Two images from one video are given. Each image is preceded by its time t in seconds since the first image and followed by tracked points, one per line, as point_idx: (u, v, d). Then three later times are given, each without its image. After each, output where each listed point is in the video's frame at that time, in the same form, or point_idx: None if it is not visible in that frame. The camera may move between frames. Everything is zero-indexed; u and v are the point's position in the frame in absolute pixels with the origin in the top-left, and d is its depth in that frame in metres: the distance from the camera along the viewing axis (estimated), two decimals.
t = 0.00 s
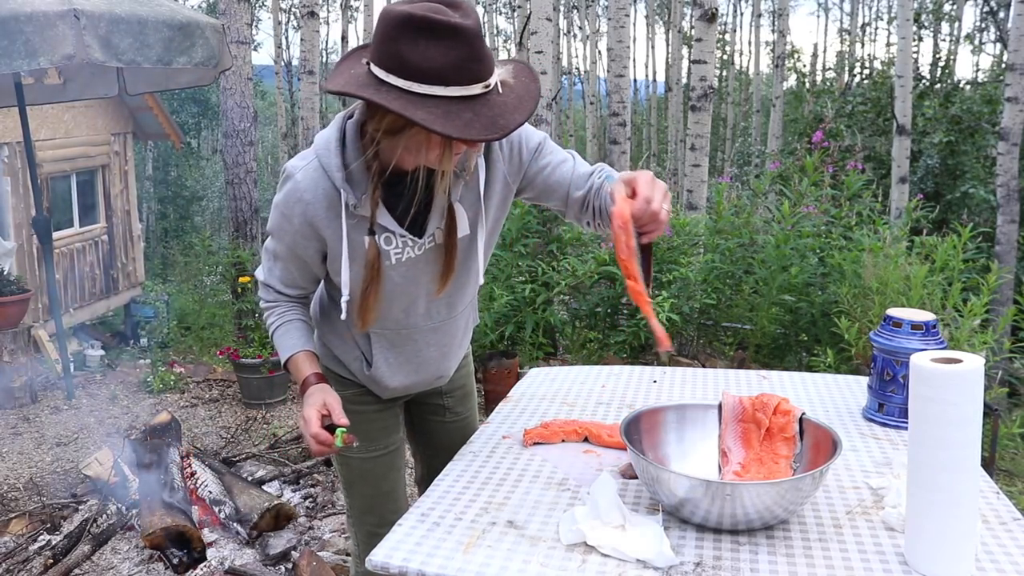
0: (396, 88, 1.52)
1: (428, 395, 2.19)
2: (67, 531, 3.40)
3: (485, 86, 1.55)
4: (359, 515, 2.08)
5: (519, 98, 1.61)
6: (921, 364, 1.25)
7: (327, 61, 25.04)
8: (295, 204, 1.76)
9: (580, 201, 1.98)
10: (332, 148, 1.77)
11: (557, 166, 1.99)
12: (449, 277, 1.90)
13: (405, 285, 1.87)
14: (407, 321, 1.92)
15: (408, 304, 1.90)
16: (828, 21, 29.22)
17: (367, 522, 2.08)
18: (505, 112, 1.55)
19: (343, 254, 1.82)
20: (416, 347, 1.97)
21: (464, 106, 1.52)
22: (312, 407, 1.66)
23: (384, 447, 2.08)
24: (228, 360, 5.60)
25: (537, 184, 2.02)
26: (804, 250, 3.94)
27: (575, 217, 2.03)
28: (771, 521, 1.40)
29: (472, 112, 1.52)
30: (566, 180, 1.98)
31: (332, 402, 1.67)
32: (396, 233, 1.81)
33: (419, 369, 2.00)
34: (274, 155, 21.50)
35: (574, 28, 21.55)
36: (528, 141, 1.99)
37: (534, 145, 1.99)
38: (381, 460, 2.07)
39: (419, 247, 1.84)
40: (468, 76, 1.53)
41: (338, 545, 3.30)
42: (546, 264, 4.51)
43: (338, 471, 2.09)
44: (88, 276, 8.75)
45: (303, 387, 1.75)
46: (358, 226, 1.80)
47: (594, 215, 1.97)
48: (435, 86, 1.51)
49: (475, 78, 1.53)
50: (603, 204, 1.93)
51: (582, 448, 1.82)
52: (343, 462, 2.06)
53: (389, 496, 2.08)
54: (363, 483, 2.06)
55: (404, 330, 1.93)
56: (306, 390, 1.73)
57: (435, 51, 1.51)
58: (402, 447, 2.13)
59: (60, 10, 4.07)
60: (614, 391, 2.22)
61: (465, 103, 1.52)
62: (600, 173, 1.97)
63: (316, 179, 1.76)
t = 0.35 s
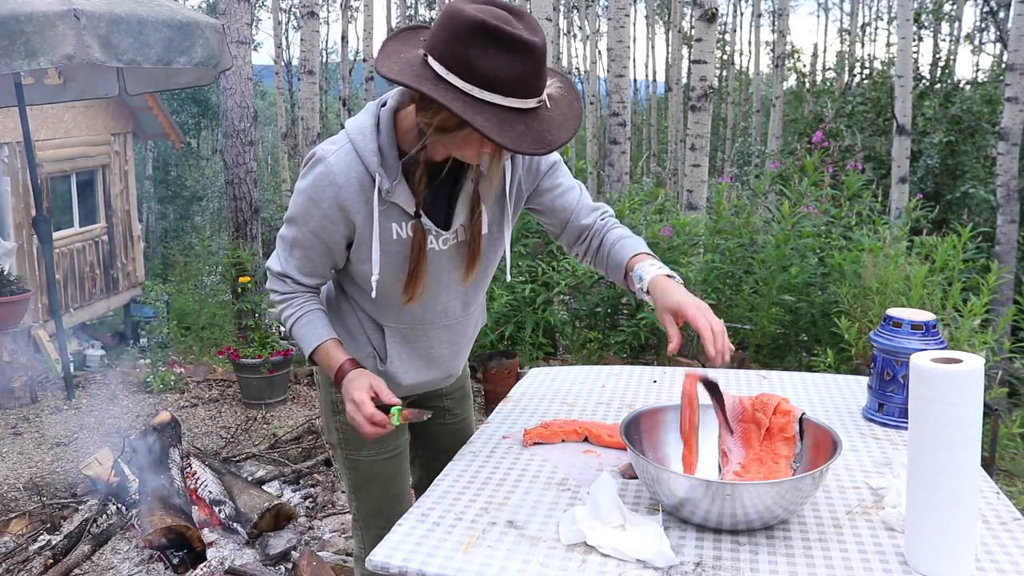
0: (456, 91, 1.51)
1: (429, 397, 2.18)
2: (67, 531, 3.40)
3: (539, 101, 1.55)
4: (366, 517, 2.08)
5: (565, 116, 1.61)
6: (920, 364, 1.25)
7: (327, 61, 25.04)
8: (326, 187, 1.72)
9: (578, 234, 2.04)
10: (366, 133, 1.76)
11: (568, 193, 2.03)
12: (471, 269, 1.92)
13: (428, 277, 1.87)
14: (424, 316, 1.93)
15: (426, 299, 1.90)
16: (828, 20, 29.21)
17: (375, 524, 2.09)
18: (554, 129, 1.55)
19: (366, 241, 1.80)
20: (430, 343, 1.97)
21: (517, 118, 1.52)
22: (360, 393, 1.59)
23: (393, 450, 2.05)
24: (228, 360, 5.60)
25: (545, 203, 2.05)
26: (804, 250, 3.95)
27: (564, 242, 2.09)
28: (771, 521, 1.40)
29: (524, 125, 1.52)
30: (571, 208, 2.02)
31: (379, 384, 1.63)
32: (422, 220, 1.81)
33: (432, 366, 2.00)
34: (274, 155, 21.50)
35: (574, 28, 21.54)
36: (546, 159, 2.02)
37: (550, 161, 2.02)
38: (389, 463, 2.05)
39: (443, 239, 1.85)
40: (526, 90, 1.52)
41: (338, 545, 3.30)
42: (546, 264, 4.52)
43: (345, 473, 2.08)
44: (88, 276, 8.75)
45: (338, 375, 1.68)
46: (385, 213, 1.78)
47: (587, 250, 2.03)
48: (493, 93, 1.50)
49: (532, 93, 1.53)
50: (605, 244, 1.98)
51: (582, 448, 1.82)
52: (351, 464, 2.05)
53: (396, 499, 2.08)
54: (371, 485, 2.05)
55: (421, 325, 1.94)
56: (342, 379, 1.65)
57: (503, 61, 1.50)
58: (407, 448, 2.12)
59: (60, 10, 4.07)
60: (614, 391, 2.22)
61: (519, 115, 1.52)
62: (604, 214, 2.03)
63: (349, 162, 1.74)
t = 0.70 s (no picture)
0: (480, 104, 1.52)
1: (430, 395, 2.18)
2: (67, 531, 3.40)
3: (559, 117, 1.56)
4: (367, 516, 2.06)
5: (581, 131, 1.63)
6: (920, 364, 1.25)
7: (327, 61, 25.05)
8: (353, 189, 1.70)
9: (524, 261, 2.23)
10: (388, 136, 1.76)
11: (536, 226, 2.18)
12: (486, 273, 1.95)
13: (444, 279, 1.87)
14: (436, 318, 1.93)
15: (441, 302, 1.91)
16: (828, 20, 29.27)
17: (376, 524, 2.06)
18: (573, 145, 1.57)
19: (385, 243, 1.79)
20: (438, 345, 1.98)
21: (536, 132, 1.52)
22: (442, 393, 1.70)
23: (395, 447, 2.06)
24: (228, 360, 5.60)
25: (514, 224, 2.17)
26: (804, 250, 3.94)
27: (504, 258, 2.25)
28: (771, 521, 1.40)
29: (542, 140, 1.53)
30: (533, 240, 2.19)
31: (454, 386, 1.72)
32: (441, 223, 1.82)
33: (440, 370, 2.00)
34: (274, 155, 21.51)
35: (574, 28, 21.55)
36: (538, 191, 2.11)
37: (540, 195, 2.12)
38: (390, 460, 2.05)
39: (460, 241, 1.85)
40: (547, 106, 1.53)
41: (338, 545, 3.30)
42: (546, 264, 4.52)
43: (346, 472, 2.07)
44: (88, 276, 8.75)
45: (397, 386, 1.73)
46: (407, 215, 1.78)
47: (524, 277, 2.24)
48: (516, 108, 1.51)
49: (553, 109, 1.54)
50: (541, 283, 2.22)
51: (582, 448, 1.82)
52: (352, 462, 2.04)
53: (397, 496, 2.06)
54: (372, 483, 2.04)
55: (432, 327, 1.94)
56: (404, 393, 1.71)
57: (529, 78, 1.50)
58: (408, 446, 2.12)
59: (60, 10, 4.07)
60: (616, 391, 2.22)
61: (537, 129, 1.53)
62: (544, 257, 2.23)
63: (372, 164, 1.73)
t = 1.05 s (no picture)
0: (442, 118, 1.74)
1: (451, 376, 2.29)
2: (68, 531, 3.39)
3: (513, 136, 1.75)
4: (378, 478, 2.14)
5: (540, 152, 1.81)
6: (920, 364, 1.25)
7: (327, 61, 25.05)
8: (373, 181, 1.89)
9: (545, 256, 2.42)
10: (406, 132, 1.93)
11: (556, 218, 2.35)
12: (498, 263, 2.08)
13: (453, 262, 2.03)
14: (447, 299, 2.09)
15: (453, 286, 2.07)
16: (828, 20, 29.27)
17: (385, 488, 2.14)
18: (523, 164, 1.77)
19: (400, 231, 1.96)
20: (451, 324, 2.13)
21: (488, 147, 1.73)
22: (467, 377, 1.83)
23: (412, 417, 2.16)
24: (228, 360, 5.61)
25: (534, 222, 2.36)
26: (804, 250, 3.95)
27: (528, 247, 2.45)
28: (771, 521, 1.40)
29: (492, 154, 1.74)
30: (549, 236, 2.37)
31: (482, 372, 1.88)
32: (452, 214, 1.97)
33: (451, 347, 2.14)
34: (274, 155, 21.50)
35: (573, 28, 21.53)
36: (552, 188, 2.29)
37: (556, 196, 2.30)
38: (407, 430, 2.15)
39: (468, 230, 2.00)
40: (500, 126, 1.72)
41: (338, 545, 3.29)
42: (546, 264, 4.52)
43: (363, 436, 2.17)
44: (88, 276, 8.75)
45: (429, 364, 1.89)
46: (420, 205, 1.94)
47: (545, 271, 2.43)
48: (470, 121, 1.72)
49: (506, 129, 1.73)
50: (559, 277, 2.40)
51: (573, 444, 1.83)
52: (370, 427, 2.15)
53: (410, 464, 2.16)
54: (386, 448, 2.14)
55: (444, 307, 2.10)
56: (436, 368, 1.87)
57: (485, 100, 1.70)
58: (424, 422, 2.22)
59: (60, 10, 4.07)
60: (615, 391, 2.22)
61: (489, 145, 1.74)
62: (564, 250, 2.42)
63: (388, 158, 1.90)
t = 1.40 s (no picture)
0: (439, 111, 1.78)
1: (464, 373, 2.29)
2: (68, 531, 3.39)
3: (510, 126, 1.76)
4: (387, 471, 2.15)
5: (539, 141, 1.82)
6: (920, 364, 1.25)
7: (327, 61, 25.06)
8: (384, 178, 1.90)
9: (559, 244, 2.35)
10: (415, 130, 1.94)
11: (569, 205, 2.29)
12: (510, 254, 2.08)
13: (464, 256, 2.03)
14: (460, 293, 2.08)
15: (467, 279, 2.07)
16: (827, 19, 29.31)
17: (393, 481, 2.15)
18: (521, 152, 1.78)
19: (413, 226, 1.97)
20: (464, 319, 2.13)
21: (485, 137, 1.76)
22: (478, 372, 1.81)
23: (423, 412, 2.17)
24: (228, 360, 5.61)
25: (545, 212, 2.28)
26: (804, 250, 3.95)
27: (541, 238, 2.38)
28: (771, 521, 1.40)
29: (490, 144, 1.76)
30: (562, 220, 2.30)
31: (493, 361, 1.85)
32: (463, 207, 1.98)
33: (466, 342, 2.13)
34: (274, 155, 21.50)
35: (574, 28, 21.53)
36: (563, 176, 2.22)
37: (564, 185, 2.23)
38: (417, 425, 2.16)
39: (478, 223, 2.01)
40: (496, 115, 1.74)
41: (338, 545, 3.29)
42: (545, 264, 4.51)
43: (375, 428, 2.19)
44: (88, 276, 8.74)
45: (443, 358, 1.87)
46: (430, 199, 1.95)
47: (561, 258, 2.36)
48: (468, 112, 1.75)
49: (503, 118, 1.75)
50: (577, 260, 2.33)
51: (571, 444, 1.84)
52: (381, 420, 2.16)
53: (418, 459, 2.16)
54: (396, 442, 2.15)
55: (458, 301, 2.10)
56: (450, 360, 1.85)
57: (480, 90, 1.73)
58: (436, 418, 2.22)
59: (60, 10, 4.07)
60: (616, 391, 2.22)
61: (487, 135, 1.76)
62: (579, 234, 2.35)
63: (400, 155, 1.92)
